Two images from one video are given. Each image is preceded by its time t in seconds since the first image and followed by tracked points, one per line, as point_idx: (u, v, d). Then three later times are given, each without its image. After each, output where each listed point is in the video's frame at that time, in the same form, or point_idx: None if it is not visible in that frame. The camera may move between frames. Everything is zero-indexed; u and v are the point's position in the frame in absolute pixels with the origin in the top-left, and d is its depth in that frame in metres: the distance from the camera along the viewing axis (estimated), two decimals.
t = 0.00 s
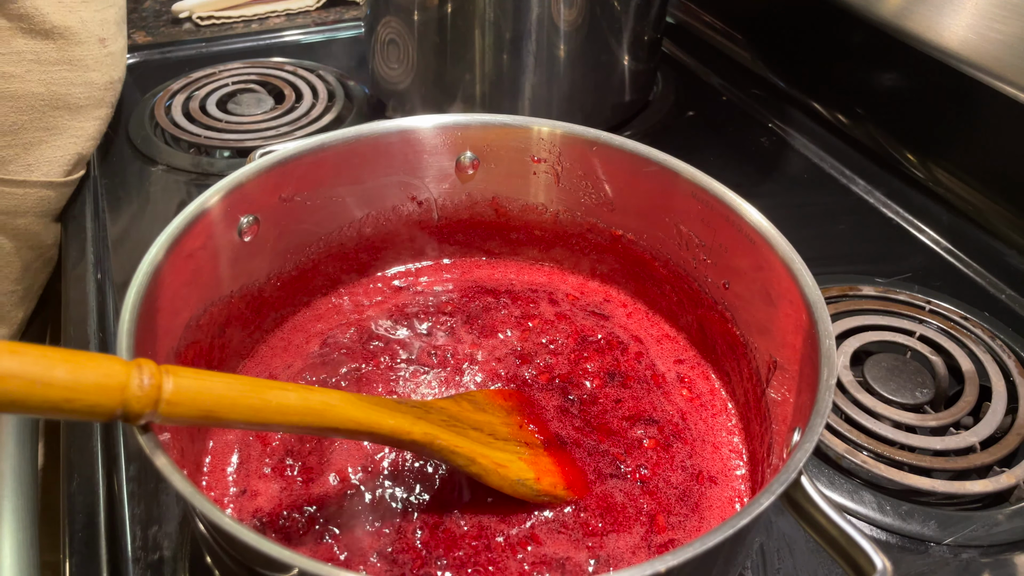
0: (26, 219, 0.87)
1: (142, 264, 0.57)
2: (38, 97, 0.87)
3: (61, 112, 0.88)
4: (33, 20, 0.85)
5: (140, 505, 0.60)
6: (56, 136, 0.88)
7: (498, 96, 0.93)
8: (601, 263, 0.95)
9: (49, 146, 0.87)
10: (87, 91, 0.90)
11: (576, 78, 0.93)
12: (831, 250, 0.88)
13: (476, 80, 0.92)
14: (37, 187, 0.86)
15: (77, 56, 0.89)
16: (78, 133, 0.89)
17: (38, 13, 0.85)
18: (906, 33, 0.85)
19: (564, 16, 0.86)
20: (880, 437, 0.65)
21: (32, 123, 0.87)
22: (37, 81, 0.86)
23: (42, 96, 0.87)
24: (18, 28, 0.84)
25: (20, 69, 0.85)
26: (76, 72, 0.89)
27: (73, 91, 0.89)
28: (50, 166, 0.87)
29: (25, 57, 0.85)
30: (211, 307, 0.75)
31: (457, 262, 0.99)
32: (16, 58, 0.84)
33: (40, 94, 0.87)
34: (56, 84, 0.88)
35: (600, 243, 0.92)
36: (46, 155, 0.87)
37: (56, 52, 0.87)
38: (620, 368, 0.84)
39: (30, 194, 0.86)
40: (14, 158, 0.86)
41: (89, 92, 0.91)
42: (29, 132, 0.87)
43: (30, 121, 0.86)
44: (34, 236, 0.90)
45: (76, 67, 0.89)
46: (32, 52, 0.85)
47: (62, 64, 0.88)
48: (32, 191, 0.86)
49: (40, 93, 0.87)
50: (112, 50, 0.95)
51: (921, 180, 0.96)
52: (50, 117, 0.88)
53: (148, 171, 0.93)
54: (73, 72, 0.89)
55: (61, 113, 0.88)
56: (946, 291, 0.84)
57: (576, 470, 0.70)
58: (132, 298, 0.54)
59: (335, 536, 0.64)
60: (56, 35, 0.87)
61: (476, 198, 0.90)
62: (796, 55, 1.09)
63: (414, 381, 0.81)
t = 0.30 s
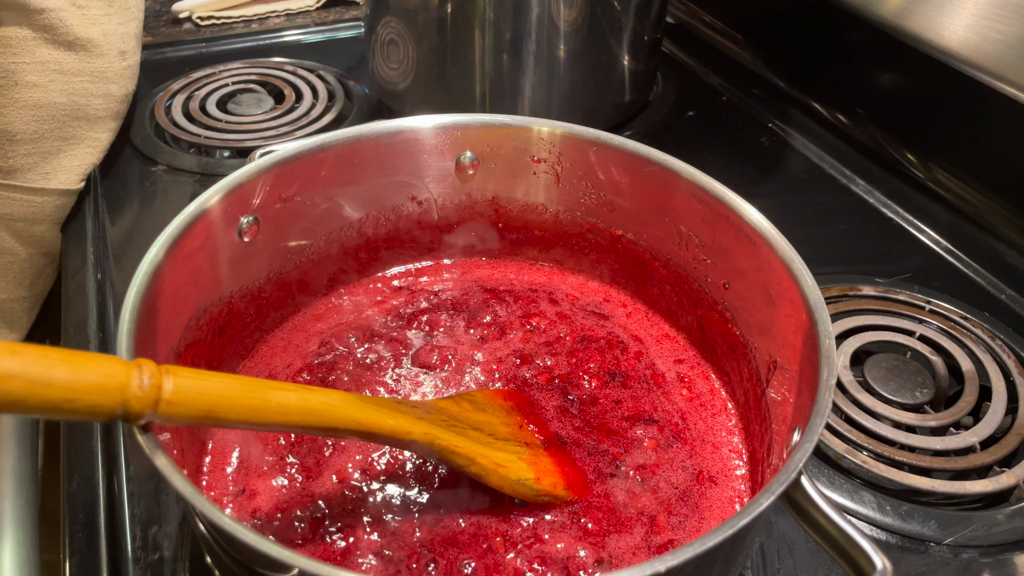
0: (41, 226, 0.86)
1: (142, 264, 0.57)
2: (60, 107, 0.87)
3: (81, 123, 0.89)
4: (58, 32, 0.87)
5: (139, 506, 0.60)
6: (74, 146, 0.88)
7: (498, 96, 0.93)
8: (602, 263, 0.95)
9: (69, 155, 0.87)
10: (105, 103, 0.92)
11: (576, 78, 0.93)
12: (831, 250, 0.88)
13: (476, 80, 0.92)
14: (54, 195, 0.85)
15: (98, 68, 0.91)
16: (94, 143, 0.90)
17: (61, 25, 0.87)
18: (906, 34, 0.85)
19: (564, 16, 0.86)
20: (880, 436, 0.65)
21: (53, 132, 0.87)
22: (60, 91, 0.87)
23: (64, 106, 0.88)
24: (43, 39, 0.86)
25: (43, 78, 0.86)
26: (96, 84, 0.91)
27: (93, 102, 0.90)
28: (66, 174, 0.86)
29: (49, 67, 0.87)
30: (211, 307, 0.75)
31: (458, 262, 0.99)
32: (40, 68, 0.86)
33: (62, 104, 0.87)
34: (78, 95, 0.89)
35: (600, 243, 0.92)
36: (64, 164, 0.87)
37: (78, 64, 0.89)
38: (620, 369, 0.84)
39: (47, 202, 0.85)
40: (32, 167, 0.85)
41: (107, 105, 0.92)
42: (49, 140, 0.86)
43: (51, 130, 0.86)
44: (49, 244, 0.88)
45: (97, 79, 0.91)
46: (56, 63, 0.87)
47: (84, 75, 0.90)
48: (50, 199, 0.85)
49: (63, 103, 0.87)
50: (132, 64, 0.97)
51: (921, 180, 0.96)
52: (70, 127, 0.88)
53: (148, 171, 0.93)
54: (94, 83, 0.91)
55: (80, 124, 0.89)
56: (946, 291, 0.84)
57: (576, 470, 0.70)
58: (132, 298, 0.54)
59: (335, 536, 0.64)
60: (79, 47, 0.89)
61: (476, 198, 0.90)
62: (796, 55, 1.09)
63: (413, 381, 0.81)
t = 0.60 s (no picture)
0: (50, 232, 0.85)
1: (142, 264, 0.57)
2: (70, 114, 0.87)
3: (90, 130, 0.89)
4: (69, 39, 0.89)
5: (139, 506, 0.60)
6: (81, 153, 0.88)
7: (498, 96, 0.93)
8: (602, 263, 0.95)
9: (75, 163, 0.87)
10: (114, 110, 0.92)
11: (576, 78, 0.93)
12: (831, 250, 0.88)
13: (476, 80, 0.92)
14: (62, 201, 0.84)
15: (108, 76, 0.92)
16: (101, 150, 0.90)
17: (74, 32, 0.89)
18: (906, 34, 0.85)
19: (564, 16, 0.86)
20: (880, 436, 0.65)
21: (63, 139, 0.86)
22: (70, 97, 0.87)
23: (74, 113, 0.87)
24: (55, 46, 0.88)
25: (55, 85, 0.86)
26: (106, 91, 0.91)
27: (102, 109, 0.90)
28: (73, 179, 0.86)
29: (60, 74, 0.87)
30: (211, 307, 0.75)
31: (458, 262, 0.99)
32: (52, 75, 0.87)
33: (72, 111, 0.87)
34: (88, 102, 0.89)
35: (600, 243, 0.92)
36: (70, 171, 0.86)
37: (88, 72, 0.90)
38: (620, 369, 0.84)
39: (56, 207, 0.84)
40: (40, 173, 0.85)
41: (115, 112, 0.92)
42: (58, 147, 0.86)
43: (60, 136, 0.86)
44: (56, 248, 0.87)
45: (107, 86, 0.91)
46: (67, 70, 0.88)
47: (94, 83, 0.90)
48: (59, 204, 0.84)
49: (73, 110, 0.87)
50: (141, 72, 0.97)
51: (921, 180, 0.96)
52: (79, 134, 0.88)
53: (148, 172, 0.93)
54: (104, 91, 0.91)
55: (89, 131, 0.89)
56: (946, 291, 0.84)
57: (576, 469, 0.70)
58: (132, 298, 0.54)
59: (335, 537, 0.64)
60: (89, 54, 0.90)
61: (476, 198, 0.90)
62: (796, 55, 1.09)
63: (414, 381, 0.81)
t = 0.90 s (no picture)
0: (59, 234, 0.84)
1: (142, 264, 0.57)
2: (78, 116, 0.87)
3: (97, 132, 0.89)
4: (77, 41, 0.87)
5: (140, 506, 0.60)
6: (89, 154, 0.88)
7: (498, 97, 0.94)
8: (601, 263, 0.95)
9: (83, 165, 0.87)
10: (118, 112, 0.92)
11: (576, 78, 0.93)
12: (831, 250, 0.88)
13: (476, 80, 0.92)
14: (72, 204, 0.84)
15: (113, 78, 0.91)
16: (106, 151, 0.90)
17: (82, 33, 0.88)
18: (906, 34, 0.85)
19: (564, 16, 0.86)
20: (880, 437, 0.65)
21: (71, 140, 0.86)
22: (79, 99, 0.87)
23: (82, 115, 0.87)
24: (64, 47, 0.86)
25: (64, 87, 0.85)
26: (111, 93, 0.91)
27: (107, 111, 0.90)
28: (82, 181, 0.86)
29: (69, 76, 0.86)
30: (211, 307, 0.75)
31: (458, 262, 0.99)
32: (61, 77, 0.86)
33: (80, 112, 0.87)
34: (95, 104, 0.89)
35: (600, 243, 0.92)
36: (80, 173, 0.87)
37: (95, 73, 0.89)
38: (620, 369, 0.84)
39: (66, 210, 0.84)
40: (50, 174, 0.85)
41: (120, 113, 0.92)
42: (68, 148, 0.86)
43: (70, 138, 0.86)
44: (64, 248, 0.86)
45: (112, 88, 0.91)
46: (76, 72, 0.87)
47: (100, 84, 0.90)
48: (70, 207, 0.84)
49: (81, 112, 0.87)
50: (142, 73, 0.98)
51: (921, 180, 0.96)
52: (86, 135, 0.88)
53: (148, 172, 0.93)
54: (109, 92, 0.90)
55: (95, 132, 0.89)
56: (946, 291, 0.84)
57: (576, 470, 0.70)
58: (132, 298, 0.54)
59: (336, 536, 0.64)
60: (96, 56, 0.89)
61: (476, 198, 0.90)
62: (796, 54, 1.09)
63: (414, 381, 0.81)
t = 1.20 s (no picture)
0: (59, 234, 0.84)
1: (142, 264, 0.57)
2: (77, 116, 0.86)
3: (95, 131, 0.88)
4: (70, 40, 0.85)
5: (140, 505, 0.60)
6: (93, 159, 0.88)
7: (498, 96, 0.94)
8: (601, 263, 0.95)
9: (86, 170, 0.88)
10: (116, 110, 0.91)
11: (576, 78, 0.93)
12: (831, 250, 0.88)
13: (476, 80, 0.92)
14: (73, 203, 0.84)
15: (110, 76, 0.90)
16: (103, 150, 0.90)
17: (76, 33, 0.86)
18: (906, 34, 0.85)
19: (564, 16, 0.86)
20: (880, 437, 0.65)
21: (71, 140, 0.85)
22: (76, 99, 0.86)
23: (81, 115, 0.86)
24: (57, 46, 0.84)
25: (60, 88, 0.84)
26: (108, 91, 0.89)
27: (105, 110, 0.89)
28: (80, 181, 0.86)
29: (64, 76, 0.85)
30: (211, 307, 0.75)
31: (458, 262, 0.99)
32: (56, 77, 0.84)
33: (78, 113, 0.86)
34: (93, 104, 0.87)
35: (600, 243, 0.92)
36: (79, 173, 0.87)
37: (91, 73, 0.87)
38: (621, 369, 0.84)
39: (66, 211, 0.84)
40: (51, 175, 0.84)
41: (117, 111, 0.91)
42: (68, 149, 0.85)
43: (70, 138, 0.85)
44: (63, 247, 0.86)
45: (109, 86, 0.90)
46: (72, 72, 0.85)
47: (98, 83, 0.88)
48: (70, 207, 0.84)
49: (79, 112, 0.86)
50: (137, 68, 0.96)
51: (921, 180, 0.96)
52: (85, 134, 0.87)
53: (148, 171, 0.93)
54: (106, 90, 0.89)
55: (94, 131, 0.88)
56: (945, 291, 0.84)
57: (576, 469, 0.70)
58: (132, 298, 0.54)
59: (337, 536, 0.64)
60: (91, 54, 0.88)
61: (476, 198, 0.90)
62: (796, 54, 1.09)
63: (414, 381, 0.81)
